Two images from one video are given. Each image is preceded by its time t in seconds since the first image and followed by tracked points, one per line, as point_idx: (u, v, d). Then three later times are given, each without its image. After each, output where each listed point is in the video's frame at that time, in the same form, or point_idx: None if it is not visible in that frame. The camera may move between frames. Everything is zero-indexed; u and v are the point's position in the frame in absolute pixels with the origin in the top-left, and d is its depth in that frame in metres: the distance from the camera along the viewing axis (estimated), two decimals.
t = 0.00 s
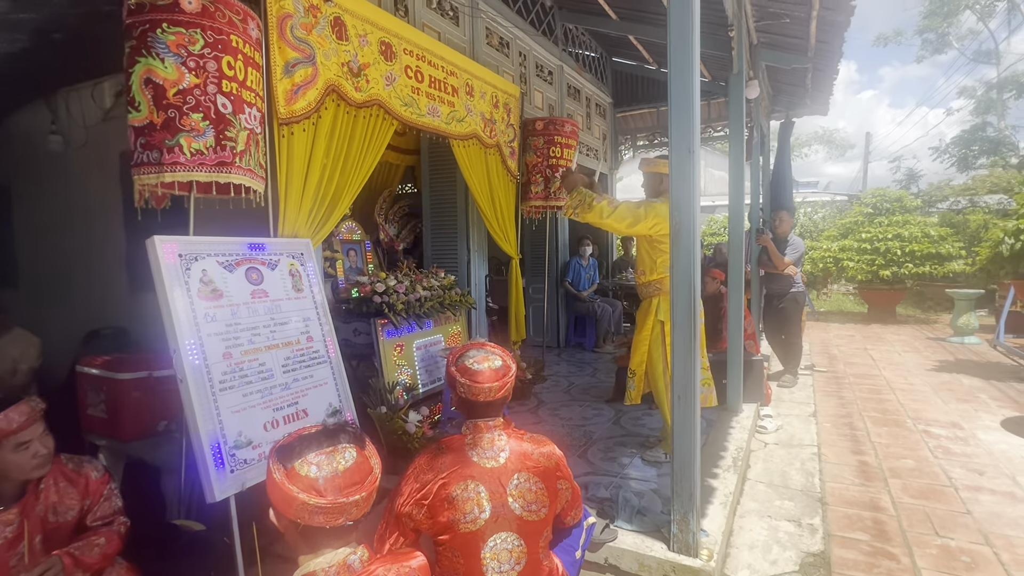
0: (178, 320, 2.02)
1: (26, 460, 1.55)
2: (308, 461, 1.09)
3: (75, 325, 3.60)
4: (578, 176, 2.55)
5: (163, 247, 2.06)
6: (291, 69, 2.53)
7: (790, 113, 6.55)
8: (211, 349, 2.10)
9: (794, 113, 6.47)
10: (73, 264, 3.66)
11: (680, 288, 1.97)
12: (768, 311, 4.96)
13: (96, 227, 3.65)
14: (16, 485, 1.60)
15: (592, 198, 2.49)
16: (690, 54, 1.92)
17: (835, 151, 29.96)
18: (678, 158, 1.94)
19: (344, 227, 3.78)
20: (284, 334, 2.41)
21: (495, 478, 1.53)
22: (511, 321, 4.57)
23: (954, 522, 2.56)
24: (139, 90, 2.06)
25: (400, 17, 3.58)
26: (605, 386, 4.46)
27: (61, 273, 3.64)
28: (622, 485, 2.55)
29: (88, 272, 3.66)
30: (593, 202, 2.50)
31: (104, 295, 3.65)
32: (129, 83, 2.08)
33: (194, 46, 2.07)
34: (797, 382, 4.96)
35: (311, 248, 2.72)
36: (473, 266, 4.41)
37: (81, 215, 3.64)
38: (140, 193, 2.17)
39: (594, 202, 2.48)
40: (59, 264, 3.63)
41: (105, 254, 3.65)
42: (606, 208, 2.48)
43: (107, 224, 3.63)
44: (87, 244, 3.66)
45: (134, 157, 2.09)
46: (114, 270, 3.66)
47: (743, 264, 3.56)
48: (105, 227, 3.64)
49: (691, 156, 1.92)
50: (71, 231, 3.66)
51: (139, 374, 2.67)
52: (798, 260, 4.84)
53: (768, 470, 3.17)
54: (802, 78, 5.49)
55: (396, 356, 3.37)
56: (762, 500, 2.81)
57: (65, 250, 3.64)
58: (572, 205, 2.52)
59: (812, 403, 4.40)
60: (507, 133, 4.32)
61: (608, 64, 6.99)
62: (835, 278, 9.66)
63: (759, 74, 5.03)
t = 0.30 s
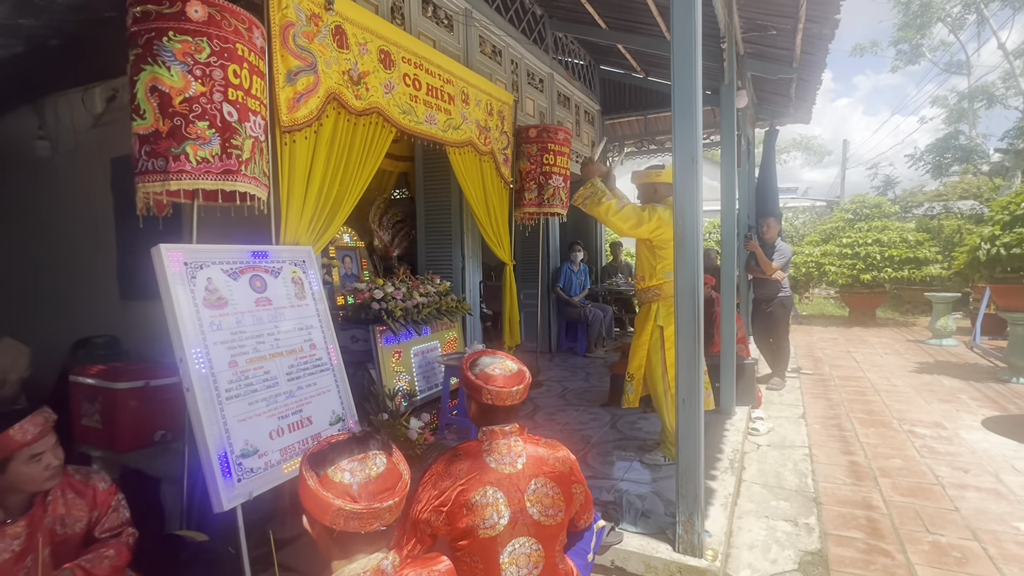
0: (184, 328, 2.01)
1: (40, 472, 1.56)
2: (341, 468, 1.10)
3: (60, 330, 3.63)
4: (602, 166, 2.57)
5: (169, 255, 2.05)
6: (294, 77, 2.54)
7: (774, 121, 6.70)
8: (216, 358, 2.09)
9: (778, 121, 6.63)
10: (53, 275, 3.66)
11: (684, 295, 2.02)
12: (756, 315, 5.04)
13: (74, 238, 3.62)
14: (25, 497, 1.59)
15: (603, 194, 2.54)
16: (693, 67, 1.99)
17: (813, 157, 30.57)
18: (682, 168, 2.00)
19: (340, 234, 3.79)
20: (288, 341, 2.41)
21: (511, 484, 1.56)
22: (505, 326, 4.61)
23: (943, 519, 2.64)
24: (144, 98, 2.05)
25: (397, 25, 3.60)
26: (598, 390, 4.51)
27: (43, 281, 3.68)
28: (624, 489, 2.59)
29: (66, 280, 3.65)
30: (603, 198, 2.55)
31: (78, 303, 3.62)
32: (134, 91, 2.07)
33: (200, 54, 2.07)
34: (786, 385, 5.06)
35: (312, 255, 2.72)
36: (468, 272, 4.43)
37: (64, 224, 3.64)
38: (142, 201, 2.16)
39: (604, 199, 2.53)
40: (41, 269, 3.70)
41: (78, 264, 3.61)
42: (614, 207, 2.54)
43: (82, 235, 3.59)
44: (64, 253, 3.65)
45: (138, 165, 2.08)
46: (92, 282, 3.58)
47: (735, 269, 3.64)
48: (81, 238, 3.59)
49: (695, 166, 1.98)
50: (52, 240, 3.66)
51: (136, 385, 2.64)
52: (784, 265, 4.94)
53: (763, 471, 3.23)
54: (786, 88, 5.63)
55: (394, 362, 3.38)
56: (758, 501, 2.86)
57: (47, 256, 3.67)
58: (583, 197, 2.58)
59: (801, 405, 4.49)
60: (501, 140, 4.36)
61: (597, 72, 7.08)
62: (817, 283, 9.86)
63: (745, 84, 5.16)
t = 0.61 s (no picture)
0: (190, 331, 2.01)
1: (52, 475, 1.55)
2: (368, 464, 1.13)
3: (56, 333, 3.58)
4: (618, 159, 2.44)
5: (174, 258, 2.05)
6: (296, 80, 2.55)
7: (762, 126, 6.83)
8: (223, 360, 2.09)
9: (766, 125, 6.75)
10: (46, 277, 3.62)
11: (687, 294, 2.06)
12: (747, 315, 5.11)
13: (66, 239, 3.58)
14: (35, 500, 1.58)
15: (613, 188, 2.61)
16: (694, 73, 2.05)
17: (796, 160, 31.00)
18: (685, 171, 2.05)
19: (337, 237, 3.79)
20: (292, 344, 2.41)
21: (524, 480, 1.58)
22: (501, 328, 4.64)
23: (935, 511, 2.72)
24: (150, 101, 2.06)
25: (394, 29, 3.62)
26: (594, 391, 4.55)
27: (36, 284, 3.64)
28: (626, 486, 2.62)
29: (58, 282, 3.60)
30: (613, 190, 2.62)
31: (71, 306, 3.56)
32: (139, 94, 2.07)
33: (206, 57, 2.07)
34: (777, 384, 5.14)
35: (314, 257, 2.72)
36: (464, 274, 4.45)
37: (57, 225, 3.60)
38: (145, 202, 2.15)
39: (612, 192, 2.61)
40: (34, 272, 3.65)
41: (70, 265, 3.56)
42: (621, 201, 2.62)
43: (76, 236, 3.54)
44: (57, 255, 3.59)
45: (143, 167, 2.08)
46: (87, 284, 3.52)
47: (729, 270, 3.71)
48: (77, 239, 3.54)
49: (697, 168, 2.03)
50: (43, 243, 3.62)
51: (135, 389, 2.62)
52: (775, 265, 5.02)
53: (759, 468, 3.29)
54: (775, 92, 5.74)
55: (393, 365, 3.39)
56: (756, 497, 2.91)
57: (38, 258, 3.63)
58: (597, 185, 2.66)
59: (792, 403, 4.57)
60: (497, 143, 4.40)
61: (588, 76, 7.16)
62: (803, 284, 10.02)
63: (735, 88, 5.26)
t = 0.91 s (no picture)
0: (194, 333, 1.98)
1: (56, 482, 1.51)
2: (388, 465, 1.11)
3: (50, 338, 3.53)
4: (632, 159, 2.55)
5: (177, 259, 2.03)
6: (297, 79, 2.53)
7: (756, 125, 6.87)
8: (227, 362, 2.07)
9: (760, 125, 6.80)
10: (35, 279, 3.57)
11: (695, 291, 2.07)
12: (744, 313, 5.13)
13: (59, 241, 3.53)
14: (38, 508, 1.55)
15: (621, 185, 2.65)
16: (699, 72, 2.06)
17: (786, 160, 31.23)
18: (692, 168, 2.06)
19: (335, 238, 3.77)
20: (295, 345, 2.38)
21: (536, 479, 1.57)
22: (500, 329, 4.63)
23: (936, 506, 2.74)
24: (151, 100, 2.03)
25: (392, 28, 3.61)
26: (594, 390, 4.55)
27: (26, 287, 3.58)
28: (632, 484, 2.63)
29: (47, 284, 3.55)
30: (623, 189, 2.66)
31: (66, 310, 3.51)
32: (139, 93, 2.04)
33: (208, 56, 2.05)
34: (774, 382, 5.17)
35: (315, 258, 2.70)
36: (462, 274, 4.44)
37: (49, 227, 3.54)
38: (145, 203, 2.13)
39: (620, 189, 2.65)
40: (23, 274, 3.61)
41: (60, 267, 3.52)
42: (628, 198, 2.65)
43: (70, 239, 3.49)
44: (51, 259, 3.54)
45: (145, 167, 2.05)
46: (81, 288, 3.47)
47: (728, 268, 3.73)
48: (71, 241, 3.49)
49: (703, 166, 2.05)
50: (32, 245, 3.57)
51: (134, 392, 2.58)
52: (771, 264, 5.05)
53: (761, 465, 3.30)
54: (769, 93, 5.78)
55: (395, 366, 3.36)
56: (760, 494, 2.92)
57: (31, 262, 3.58)
58: (608, 180, 2.69)
59: (791, 401, 4.60)
60: (495, 143, 4.39)
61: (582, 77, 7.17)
62: (797, 282, 10.09)
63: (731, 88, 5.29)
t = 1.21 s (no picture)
0: (199, 332, 1.93)
1: (60, 486, 1.46)
2: (413, 464, 1.07)
3: (46, 340, 3.47)
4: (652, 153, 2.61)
5: (181, 256, 1.98)
6: (301, 74, 2.48)
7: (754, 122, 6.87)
8: (232, 361, 2.02)
9: (758, 122, 6.80)
10: (27, 281, 3.51)
11: (709, 285, 2.06)
12: (746, 310, 5.12)
13: (53, 241, 3.45)
14: (42, 513, 1.50)
15: (631, 183, 2.70)
16: (713, 64, 2.04)
17: (779, 158, 31.36)
18: (705, 161, 2.04)
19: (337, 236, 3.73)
20: (301, 344, 2.34)
21: (555, 478, 1.54)
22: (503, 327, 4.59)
23: (947, 501, 2.72)
24: (154, 94, 1.98)
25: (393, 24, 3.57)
26: (597, 388, 4.52)
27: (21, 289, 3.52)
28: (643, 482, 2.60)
29: (42, 286, 3.48)
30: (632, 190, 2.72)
31: (61, 312, 3.45)
32: (141, 86, 2.00)
33: (211, 48, 2.00)
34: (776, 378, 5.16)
35: (319, 256, 2.65)
36: (464, 273, 4.40)
37: (43, 227, 3.47)
38: (147, 199, 2.08)
39: (630, 186, 2.71)
40: (17, 274, 3.56)
41: (52, 268, 3.46)
42: (637, 196, 2.69)
43: (65, 239, 3.42)
44: (45, 259, 3.46)
45: (147, 162, 2.00)
46: (77, 289, 3.40)
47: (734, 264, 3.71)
48: (66, 242, 3.42)
49: (717, 158, 2.03)
50: (26, 244, 3.51)
51: (135, 394, 2.52)
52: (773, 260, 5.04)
53: (769, 462, 3.28)
54: (769, 89, 5.78)
55: (399, 365, 3.32)
56: (769, 491, 2.90)
57: (25, 263, 3.51)
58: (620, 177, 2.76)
59: (794, 397, 4.59)
60: (497, 139, 4.35)
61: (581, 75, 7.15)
62: (794, 280, 10.11)
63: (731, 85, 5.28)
